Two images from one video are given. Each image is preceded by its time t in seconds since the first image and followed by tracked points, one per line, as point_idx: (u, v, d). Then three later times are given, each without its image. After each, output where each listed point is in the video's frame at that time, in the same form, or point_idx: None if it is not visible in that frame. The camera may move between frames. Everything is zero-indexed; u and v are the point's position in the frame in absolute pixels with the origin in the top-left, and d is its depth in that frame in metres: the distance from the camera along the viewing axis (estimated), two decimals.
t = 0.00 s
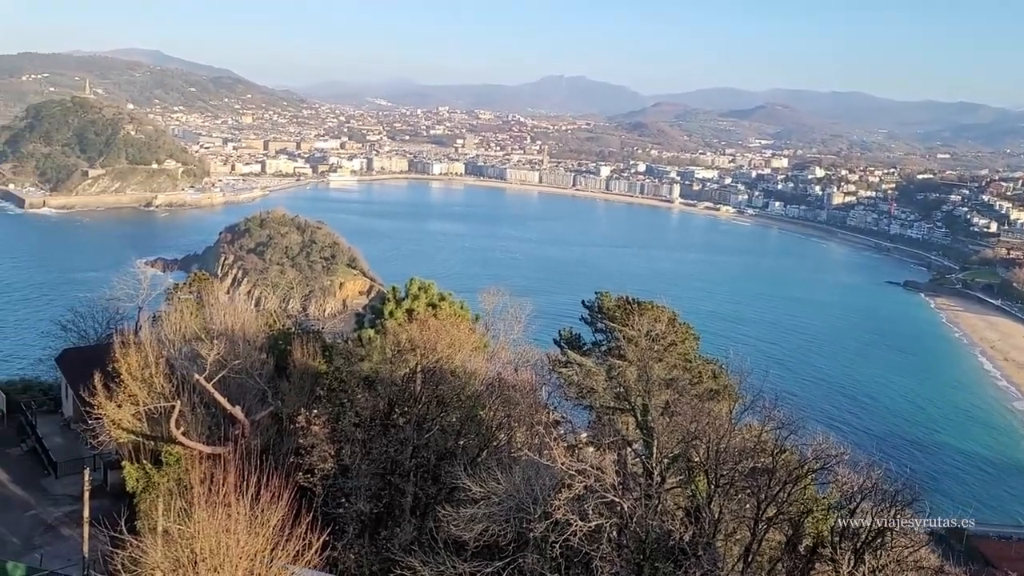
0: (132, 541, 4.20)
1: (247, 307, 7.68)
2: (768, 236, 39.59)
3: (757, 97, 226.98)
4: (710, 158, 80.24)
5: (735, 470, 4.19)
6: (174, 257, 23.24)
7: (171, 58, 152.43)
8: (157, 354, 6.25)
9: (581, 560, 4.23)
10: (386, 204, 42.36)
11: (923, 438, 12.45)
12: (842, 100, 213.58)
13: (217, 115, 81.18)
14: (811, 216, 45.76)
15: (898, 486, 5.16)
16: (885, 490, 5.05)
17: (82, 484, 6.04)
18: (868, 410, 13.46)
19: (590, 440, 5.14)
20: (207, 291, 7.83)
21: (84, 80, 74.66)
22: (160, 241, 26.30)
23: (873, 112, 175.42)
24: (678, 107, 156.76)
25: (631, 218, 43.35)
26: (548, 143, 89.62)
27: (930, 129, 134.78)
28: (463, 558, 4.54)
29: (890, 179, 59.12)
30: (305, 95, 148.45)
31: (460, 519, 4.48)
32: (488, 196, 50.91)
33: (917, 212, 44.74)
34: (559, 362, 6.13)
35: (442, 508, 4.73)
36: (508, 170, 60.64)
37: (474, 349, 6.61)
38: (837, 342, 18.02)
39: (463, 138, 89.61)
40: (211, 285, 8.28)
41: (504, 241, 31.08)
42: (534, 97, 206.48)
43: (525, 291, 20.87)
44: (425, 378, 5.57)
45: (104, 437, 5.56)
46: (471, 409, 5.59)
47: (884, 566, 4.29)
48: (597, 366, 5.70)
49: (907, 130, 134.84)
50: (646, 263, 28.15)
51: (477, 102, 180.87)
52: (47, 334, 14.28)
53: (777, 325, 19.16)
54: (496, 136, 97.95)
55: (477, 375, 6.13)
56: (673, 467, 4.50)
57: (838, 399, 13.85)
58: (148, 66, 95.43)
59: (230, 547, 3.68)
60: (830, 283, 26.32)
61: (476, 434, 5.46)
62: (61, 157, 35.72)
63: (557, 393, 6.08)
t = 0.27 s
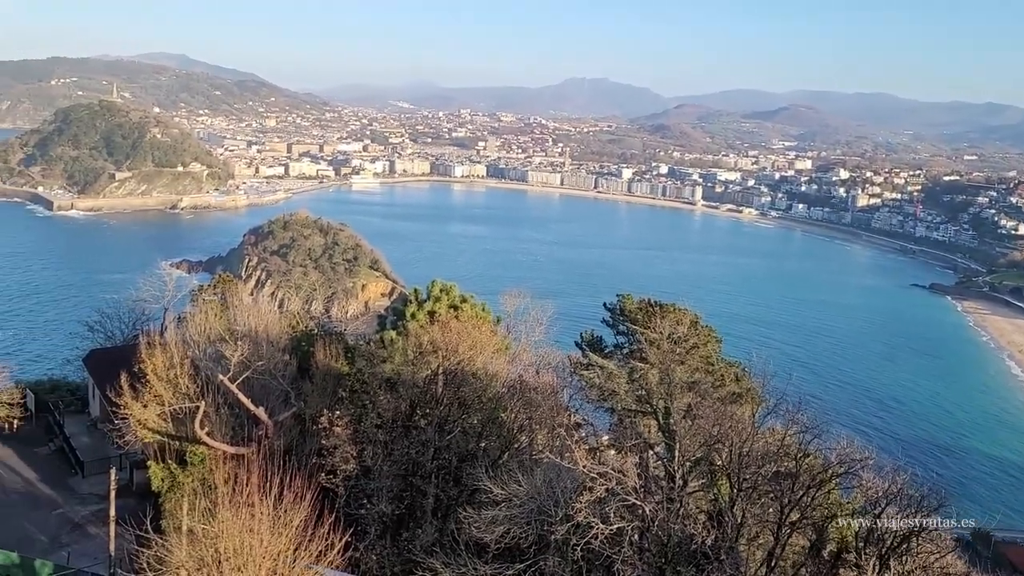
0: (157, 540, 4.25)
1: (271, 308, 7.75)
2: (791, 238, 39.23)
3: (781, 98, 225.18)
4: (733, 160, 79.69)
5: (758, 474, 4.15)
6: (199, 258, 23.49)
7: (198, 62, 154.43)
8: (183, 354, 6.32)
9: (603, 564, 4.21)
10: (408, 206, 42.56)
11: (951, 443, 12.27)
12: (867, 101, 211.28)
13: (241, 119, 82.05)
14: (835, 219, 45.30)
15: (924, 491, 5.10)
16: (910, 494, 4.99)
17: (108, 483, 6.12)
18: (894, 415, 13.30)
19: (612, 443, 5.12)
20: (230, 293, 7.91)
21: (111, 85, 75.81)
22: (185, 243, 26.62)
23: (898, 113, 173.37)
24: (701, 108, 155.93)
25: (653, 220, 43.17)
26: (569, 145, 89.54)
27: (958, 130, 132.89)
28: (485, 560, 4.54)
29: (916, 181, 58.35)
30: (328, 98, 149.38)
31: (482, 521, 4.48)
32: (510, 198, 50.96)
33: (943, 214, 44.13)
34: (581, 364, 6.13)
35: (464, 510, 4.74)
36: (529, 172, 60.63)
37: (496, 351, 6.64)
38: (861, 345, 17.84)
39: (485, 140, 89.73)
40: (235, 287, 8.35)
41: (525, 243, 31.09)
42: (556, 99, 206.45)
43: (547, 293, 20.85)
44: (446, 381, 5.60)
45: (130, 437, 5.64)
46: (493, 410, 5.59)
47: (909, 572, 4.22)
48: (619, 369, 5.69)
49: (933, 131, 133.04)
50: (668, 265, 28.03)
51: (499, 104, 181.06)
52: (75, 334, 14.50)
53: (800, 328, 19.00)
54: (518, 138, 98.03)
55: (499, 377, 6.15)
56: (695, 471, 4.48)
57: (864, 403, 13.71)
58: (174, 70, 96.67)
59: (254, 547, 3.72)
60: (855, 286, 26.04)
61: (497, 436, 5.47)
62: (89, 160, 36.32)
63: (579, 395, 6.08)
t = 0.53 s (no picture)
0: (181, 539, 4.30)
1: (293, 310, 7.81)
2: (815, 241, 38.86)
3: (804, 100, 223.18)
4: (756, 162, 79.08)
5: (781, 478, 4.12)
6: (223, 260, 23.75)
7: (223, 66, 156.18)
8: (206, 355, 6.39)
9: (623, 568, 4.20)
10: (429, 208, 42.68)
11: (978, 449, 12.08)
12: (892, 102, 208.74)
13: (264, 122, 82.79)
14: (860, 221, 44.76)
15: (950, 497, 5.03)
16: (935, 500, 4.92)
17: (133, 483, 6.20)
18: (920, 419, 13.12)
19: (633, 446, 5.11)
20: (253, 295, 7.99)
21: (137, 89, 76.84)
22: (210, 245, 26.92)
23: (925, 114, 171.05)
24: (723, 110, 154.95)
25: (674, 223, 42.96)
26: (590, 148, 89.35)
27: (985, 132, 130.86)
28: (505, 562, 4.55)
29: (942, 183, 57.48)
30: (351, 100, 150.25)
31: (503, 524, 4.48)
32: (530, 200, 50.92)
33: (970, 217, 43.44)
34: (602, 367, 6.12)
35: (484, 512, 4.75)
36: (550, 174, 60.59)
37: (516, 354, 6.66)
38: (886, 349, 17.63)
39: (506, 143, 89.80)
40: (257, 288, 8.43)
41: (547, 245, 31.06)
42: (578, 101, 206.10)
43: (568, 296, 20.81)
44: (467, 384, 5.63)
45: (154, 438, 5.71)
46: (513, 413, 5.59)
47: None
48: (640, 372, 5.67)
49: (959, 133, 131.23)
50: (690, 268, 27.87)
51: (520, 106, 181.17)
52: (101, 335, 14.71)
53: (824, 331, 18.83)
54: (539, 141, 97.98)
55: (520, 379, 6.15)
56: (716, 474, 4.45)
57: (889, 407, 13.55)
58: (199, 74, 97.73)
59: (276, 548, 3.75)
60: (879, 289, 25.73)
61: (518, 439, 5.47)
62: (115, 164, 36.89)
63: (600, 398, 6.07)
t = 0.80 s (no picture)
0: (203, 539, 4.34)
1: (314, 311, 7.88)
2: (837, 244, 38.50)
3: (827, 102, 221.37)
4: (778, 165, 78.48)
5: (803, 483, 4.08)
6: (245, 262, 24.01)
7: (246, 70, 157.66)
8: (229, 356, 6.46)
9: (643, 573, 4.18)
10: (449, 211, 42.79)
11: (1005, 455, 11.88)
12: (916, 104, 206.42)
13: (286, 126, 83.43)
14: (883, 224, 44.26)
15: (974, 503, 4.96)
16: (959, 506, 4.86)
17: (156, 483, 6.28)
18: (944, 424, 12.95)
19: (653, 450, 5.09)
20: (275, 296, 8.06)
21: (161, 92, 77.78)
22: (232, 247, 27.18)
23: (950, 117, 168.88)
24: (744, 113, 153.97)
25: (694, 226, 42.77)
26: (610, 150, 89.13)
27: (1012, 134, 128.90)
28: (524, 565, 4.54)
29: (967, 186, 56.68)
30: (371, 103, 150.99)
31: (522, 527, 4.47)
32: (550, 203, 50.91)
33: (996, 220, 42.80)
34: (622, 370, 6.12)
35: (503, 515, 4.76)
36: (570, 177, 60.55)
37: (536, 357, 6.68)
38: (910, 353, 17.42)
39: (526, 145, 89.84)
40: (279, 290, 8.50)
41: (566, 248, 31.04)
42: (598, 104, 206.04)
43: (589, 298, 20.75)
44: (487, 386, 5.66)
45: (177, 437, 5.79)
46: (533, 416, 5.59)
47: None
48: (659, 375, 5.66)
49: (984, 135, 129.46)
50: (710, 271, 27.72)
51: (540, 109, 181.14)
52: (126, 336, 14.90)
53: (847, 335, 18.65)
54: (558, 144, 97.93)
55: (538, 381, 6.17)
56: (737, 478, 4.41)
57: (913, 412, 13.40)
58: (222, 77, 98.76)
59: (297, 548, 3.79)
60: (903, 293, 25.44)
61: (537, 441, 5.46)
62: (140, 167, 37.41)
63: (620, 401, 6.07)
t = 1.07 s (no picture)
0: (227, 538, 4.39)
1: (337, 312, 7.95)
2: (862, 247, 38.06)
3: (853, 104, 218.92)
4: (802, 167, 77.73)
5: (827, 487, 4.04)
6: (269, 264, 24.23)
7: (271, 72, 159.22)
8: (252, 357, 6.53)
9: None
10: (471, 213, 42.88)
11: None
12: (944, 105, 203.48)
13: (310, 129, 84.15)
14: (910, 227, 43.65)
15: (1003, 510, 4.87)
16: (988, 512, 4.78)
17: (181, 482, 6.37)
18: (973, 429, 12.76)
19: (675, 453, 5.06)
20: (298, 297, 8.14)
21: (188, 95, 78.77)
22: (257, 249, 27.45)
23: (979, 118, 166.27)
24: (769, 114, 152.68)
25: (717, 228, 42.51)
26: (633, 152, 88.80)
27: None
28: (546, 568, 4.54)
29: (997, 188, 55.72)
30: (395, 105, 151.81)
31: (544, 529, 4.47)
32: (572, 205, 50.84)
33: None
34: (644, 373, 6.11)
35: (525, 517, 4.76)
36: (592, 179, 60.41)
37: (557, 359, 6.69)
38: (938, 357, 17.17)
39: (548, 147, 89.75)
40: (302, 291, 8.58)
41: (589, 250, 31.01)
42: (621, 106, 205.51)
43: (611, 301, 20.69)
44: (508, 388, 5.67)
45: (202, 437, 5.86)
46: (554, 418, 5.60)
47: None
48: (681, 378, 5.64)
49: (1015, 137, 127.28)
50: (734, 273, 27.55)
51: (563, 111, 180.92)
52: (152, 336, 15.12)
53: (873, 338, 18.44)
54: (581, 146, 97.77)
55: (560, 384, 6.18)
56: (760, 482, 4.37)
57: (942, 416, 13.22)
58: (247, 80, 99.79)
59: (319, 548, 3.82)
60: (931, 296, 25.10)
61: (558, 444, 5.46)
62: (167, 169, 37.97)
63: (643, 404, 6.05)
